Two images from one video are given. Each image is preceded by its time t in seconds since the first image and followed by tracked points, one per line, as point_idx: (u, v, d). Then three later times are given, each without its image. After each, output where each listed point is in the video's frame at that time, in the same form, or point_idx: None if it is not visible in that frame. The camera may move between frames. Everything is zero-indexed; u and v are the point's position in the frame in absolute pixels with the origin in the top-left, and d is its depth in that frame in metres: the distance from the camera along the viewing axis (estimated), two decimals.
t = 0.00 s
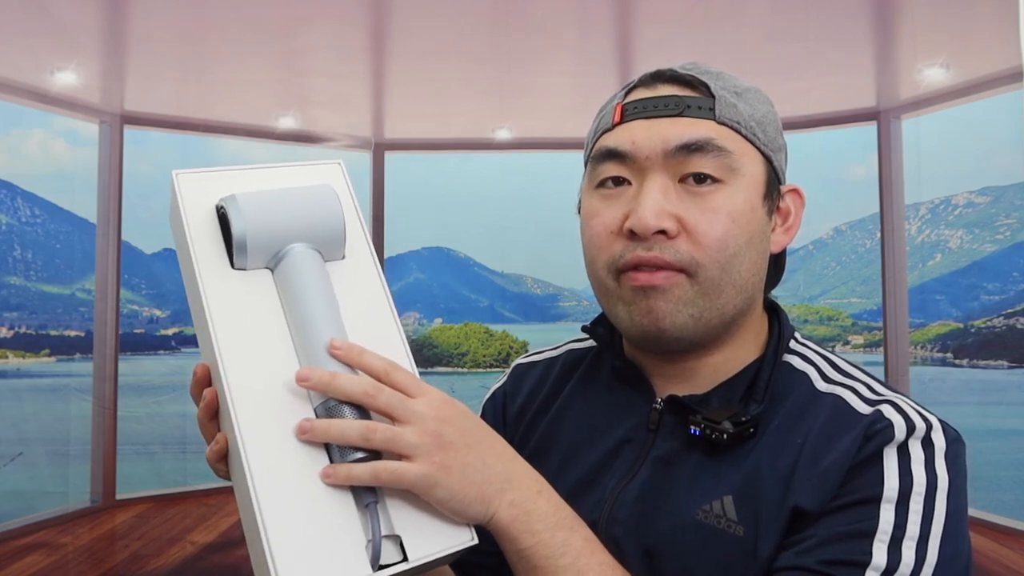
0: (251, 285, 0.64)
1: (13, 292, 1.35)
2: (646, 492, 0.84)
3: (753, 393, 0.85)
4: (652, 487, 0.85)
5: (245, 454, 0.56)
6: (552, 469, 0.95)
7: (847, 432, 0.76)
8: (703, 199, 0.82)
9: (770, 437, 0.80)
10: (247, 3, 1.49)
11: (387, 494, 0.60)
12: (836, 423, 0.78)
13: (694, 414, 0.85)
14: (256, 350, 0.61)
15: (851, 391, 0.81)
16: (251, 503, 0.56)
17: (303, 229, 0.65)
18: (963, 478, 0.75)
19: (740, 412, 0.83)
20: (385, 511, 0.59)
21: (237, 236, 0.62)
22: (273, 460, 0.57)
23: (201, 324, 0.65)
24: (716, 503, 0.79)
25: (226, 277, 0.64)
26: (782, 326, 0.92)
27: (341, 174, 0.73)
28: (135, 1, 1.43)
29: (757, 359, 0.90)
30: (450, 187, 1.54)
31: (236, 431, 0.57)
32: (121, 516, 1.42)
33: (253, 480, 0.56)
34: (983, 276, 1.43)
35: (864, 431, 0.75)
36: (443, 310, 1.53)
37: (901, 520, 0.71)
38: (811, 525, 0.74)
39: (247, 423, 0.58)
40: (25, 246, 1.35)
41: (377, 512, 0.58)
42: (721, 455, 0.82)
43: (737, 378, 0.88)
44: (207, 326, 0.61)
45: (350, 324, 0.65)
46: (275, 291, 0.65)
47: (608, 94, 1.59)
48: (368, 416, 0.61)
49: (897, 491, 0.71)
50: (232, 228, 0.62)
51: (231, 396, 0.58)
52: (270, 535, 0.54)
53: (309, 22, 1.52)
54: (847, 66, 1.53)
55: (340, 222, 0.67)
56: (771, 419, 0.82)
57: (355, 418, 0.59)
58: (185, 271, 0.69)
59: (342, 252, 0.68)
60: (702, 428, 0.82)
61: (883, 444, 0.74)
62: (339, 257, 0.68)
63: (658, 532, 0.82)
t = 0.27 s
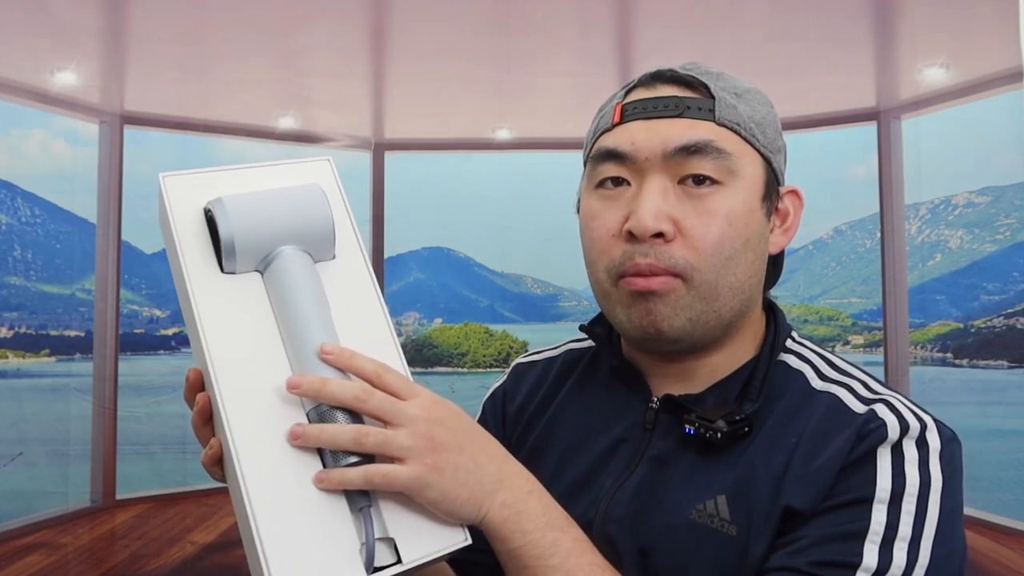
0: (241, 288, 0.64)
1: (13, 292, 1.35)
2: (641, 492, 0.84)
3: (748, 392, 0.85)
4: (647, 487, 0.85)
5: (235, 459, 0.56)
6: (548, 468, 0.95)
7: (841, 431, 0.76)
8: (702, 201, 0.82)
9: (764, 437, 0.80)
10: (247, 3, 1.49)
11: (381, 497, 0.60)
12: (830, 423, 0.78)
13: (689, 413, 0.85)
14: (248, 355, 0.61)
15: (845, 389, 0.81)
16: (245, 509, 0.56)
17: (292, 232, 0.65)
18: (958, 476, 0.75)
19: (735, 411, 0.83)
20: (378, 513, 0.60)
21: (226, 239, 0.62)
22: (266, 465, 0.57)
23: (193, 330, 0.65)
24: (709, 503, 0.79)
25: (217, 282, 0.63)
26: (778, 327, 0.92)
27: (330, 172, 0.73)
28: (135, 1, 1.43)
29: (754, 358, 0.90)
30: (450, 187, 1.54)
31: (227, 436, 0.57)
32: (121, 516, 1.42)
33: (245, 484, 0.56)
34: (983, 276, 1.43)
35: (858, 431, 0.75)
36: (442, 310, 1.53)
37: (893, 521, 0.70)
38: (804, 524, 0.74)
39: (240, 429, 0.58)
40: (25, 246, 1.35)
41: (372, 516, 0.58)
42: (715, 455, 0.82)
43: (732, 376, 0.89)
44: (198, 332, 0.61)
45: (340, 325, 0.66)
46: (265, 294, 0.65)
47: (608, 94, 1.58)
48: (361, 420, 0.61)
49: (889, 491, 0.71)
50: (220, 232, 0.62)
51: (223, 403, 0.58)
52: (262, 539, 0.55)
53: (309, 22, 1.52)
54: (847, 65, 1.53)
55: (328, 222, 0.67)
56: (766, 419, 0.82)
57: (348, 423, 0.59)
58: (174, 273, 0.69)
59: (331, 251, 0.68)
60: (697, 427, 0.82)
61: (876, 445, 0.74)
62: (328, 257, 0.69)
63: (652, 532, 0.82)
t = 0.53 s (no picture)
0: (245, 295, 0.64)
1: (13, 292, 1.35)
2: (639, 491, 0.84)
3: (746, 392, 0.85)
4: (646, 486, 0.85)
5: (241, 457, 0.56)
6: (548, 468, 0.95)
7: (838, 429, 0.76)
8: (708, 203, 0.82)
9: (762, 436, 0.80)
10: (247, 2, 1.49)
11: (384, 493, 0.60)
12: (828, 421, 0.78)
13: (687, 413, 0.85)
14: (251, 355, 0.61)
15: (843, 388, 0.81)
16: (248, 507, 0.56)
17: (296, 240, 0.65)
18: (955, 474, 0.75)
19: (732, 411, 0.83)
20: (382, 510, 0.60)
21: (232, 247, 0.62)
22: (269, 463, 0.57)
23: (194, 330, 0.65)
24: (707, 502, 0.79)
25: (221, 285, 0.63)
26: (776, 326, 0.92)
27: (332, 186, 0.73)
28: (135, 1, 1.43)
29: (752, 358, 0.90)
30: (450, 187, 1.54)
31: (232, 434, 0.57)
32: (121, 516, 1.42)
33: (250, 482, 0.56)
34: (983, 276, 1.43)
35: (855, 429, 0.75)
36: (442, 310, 1.53)
37: (890, 518, 0.70)
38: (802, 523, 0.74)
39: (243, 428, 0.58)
40: (25, 246, 1.35)
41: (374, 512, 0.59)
42: (714, 454, 0.82)
43: (730, 376, 0.89)
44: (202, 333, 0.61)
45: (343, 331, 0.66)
46: (268, 300, 0.64)
47: (608, 94, 1.59)
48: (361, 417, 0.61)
49: (886, 488, 0.71)
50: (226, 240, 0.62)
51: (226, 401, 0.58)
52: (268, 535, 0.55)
53: (309, 21, 1.52)
54: (847, 65, 1.53)
55: (331, 232, 0.67)
56: (764, 418, 0.82)
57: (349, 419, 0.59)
58: (175, 283, 0.68)
59: (333, 262, 0.68)
60: (695, 426, 0.82)
61: (874, 442, 0.74)
62: (331, 267, 0.68)
63: (651, 532, 0.82)
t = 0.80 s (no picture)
0: (262, 277, 0.64)
1: (12, 292, 1.35)
2: (641, 490, 0.84)
3: (748, 391, 0.85)
4: (647, 485, 0.85)
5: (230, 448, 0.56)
6: (549, 466, 0.95)
7: (840, 428, 0.76)
8: (714, 205, 0.82)
9: (764, 435, 0.80)
10: (247, 2, 1.49)
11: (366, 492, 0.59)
12: (829, 420, 0.78)
13: (689, 411, 0.85)
14: (257, 340, 0.61)
15: (844, 388, 0.81)
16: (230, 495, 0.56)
17: (318, 226, 0.65)
18: (956, 474, 0.75)
19: (734, 409, 0.83)
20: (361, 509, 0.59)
21: (252, 228, 0.62)
22: (259, 452, 0.57)
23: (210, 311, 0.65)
24: (709, 500, 0.80)
25: (237, 268, 0.63)
26: (777, 325, 0.92)
27: (366, 178, 0.72)
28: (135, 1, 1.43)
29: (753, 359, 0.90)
30: (450, 187, 1.54)
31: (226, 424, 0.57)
32: (121, 516, 1.42)
33: (238, 473, 0.56)
34: (983, 276, 1.44)
35: (856, 428, 0.75)
36: (442, 310, 1.53)
37: (893, 517, 0.70)
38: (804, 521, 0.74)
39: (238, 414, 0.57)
40: (25, 246, 1.35)
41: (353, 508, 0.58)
42: (716, 453, 0.82)
43: (731, 376, 0.89)
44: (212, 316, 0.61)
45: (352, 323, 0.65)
46: (284, 284, 0.65)
47: (608, 94, 1.59)
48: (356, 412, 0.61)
49: (889, 487, 0.71)
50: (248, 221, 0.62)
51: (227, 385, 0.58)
52: (246, 530, 0.55)
53: (309, 21, 1.52)
54: (847, 66, 1.53)
55: (353, 222, 0.66)
56: (766, 417, 0.82)
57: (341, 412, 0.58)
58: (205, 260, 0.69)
59: (354, 251, 0.68)
60: (697, 425, 0.82)
61: (876, 441, 0.74)
62: (351, 257, 0.68)
63: (652, 530, 0.82)
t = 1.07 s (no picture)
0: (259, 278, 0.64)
1: (13, 292, 1.35)
2: (644, 492, 0.84)
3: (750, 394, 0.85)
4: (651, 487, 0.85)
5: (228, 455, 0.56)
6: (550, 467, 0.95)
7: (844, 428, 0.77)
8: (713, 208, 0.82)
9: (767, 436, 0.80)
10: (247, 2, 1.49)
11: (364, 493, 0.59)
12: (832, 421, 0.78)
13: (692, 414, 0.85)
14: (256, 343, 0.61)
15: (846, 390, 0.81)
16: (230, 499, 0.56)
17: (316, 226, 0.64)
18: (960, 474, 0.75)
19: (738, 413, 0.83)
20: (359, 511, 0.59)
21: (249, 230, 0.62)
22: (257, 456, 0.57)
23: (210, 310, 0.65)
24: (713, 502, 0.80)
25: (234, 270, 0.63)
26: (780, 327, 0.92)
27: (365, 174, 0.71)
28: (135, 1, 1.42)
29: (757, 359, 0.90)
30: (450, 187, 1.54)
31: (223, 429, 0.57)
32: (121, 516, 1.42)
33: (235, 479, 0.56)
34: (983, 276, 1.44)
35: (860, 428, 0.75)
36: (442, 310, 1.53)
37: (898, 515, 0.70)
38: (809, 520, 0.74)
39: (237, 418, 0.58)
40: (25, 246, 1.36)
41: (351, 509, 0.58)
42: (719, 454, 0.82)
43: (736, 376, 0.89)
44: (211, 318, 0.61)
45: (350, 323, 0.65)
46: (280, 285, 0.64)
47: (608, 94, 1.59)
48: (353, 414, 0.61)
49: (892, 486, 0.71)
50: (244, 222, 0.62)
51: (226, 389, 0.58)
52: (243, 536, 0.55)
53: (309, 21, 1.52)
54: (847, 65, 1.53)
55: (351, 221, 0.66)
56: (769, 418, 0.82)
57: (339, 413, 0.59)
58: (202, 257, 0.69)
59: (353, 250, 0.67)
60: (701, 429, 0.82)
61: (879, 441, 0.74)
62: (349, 255, 0.67)
63: (657, 531, 0.82)
